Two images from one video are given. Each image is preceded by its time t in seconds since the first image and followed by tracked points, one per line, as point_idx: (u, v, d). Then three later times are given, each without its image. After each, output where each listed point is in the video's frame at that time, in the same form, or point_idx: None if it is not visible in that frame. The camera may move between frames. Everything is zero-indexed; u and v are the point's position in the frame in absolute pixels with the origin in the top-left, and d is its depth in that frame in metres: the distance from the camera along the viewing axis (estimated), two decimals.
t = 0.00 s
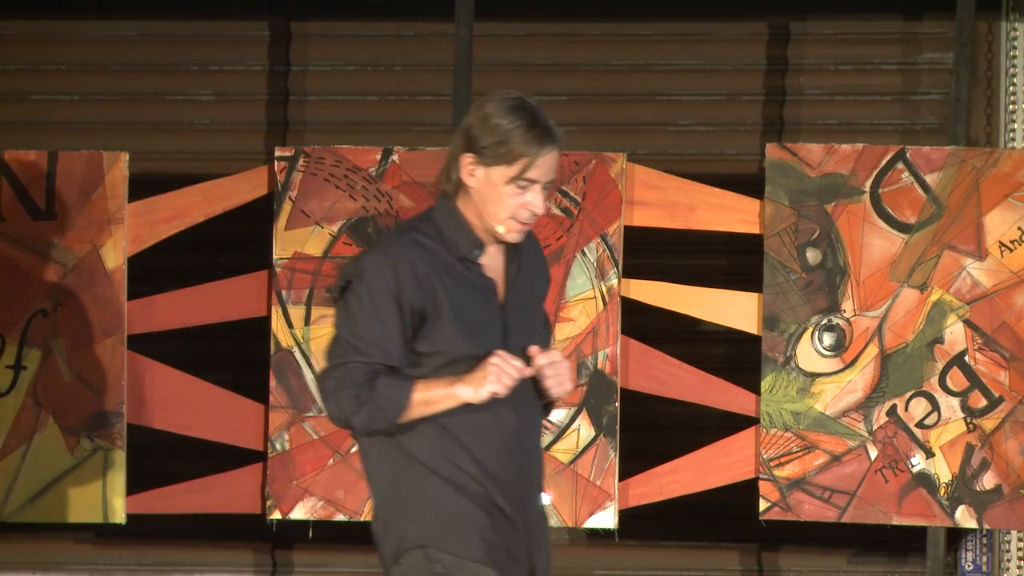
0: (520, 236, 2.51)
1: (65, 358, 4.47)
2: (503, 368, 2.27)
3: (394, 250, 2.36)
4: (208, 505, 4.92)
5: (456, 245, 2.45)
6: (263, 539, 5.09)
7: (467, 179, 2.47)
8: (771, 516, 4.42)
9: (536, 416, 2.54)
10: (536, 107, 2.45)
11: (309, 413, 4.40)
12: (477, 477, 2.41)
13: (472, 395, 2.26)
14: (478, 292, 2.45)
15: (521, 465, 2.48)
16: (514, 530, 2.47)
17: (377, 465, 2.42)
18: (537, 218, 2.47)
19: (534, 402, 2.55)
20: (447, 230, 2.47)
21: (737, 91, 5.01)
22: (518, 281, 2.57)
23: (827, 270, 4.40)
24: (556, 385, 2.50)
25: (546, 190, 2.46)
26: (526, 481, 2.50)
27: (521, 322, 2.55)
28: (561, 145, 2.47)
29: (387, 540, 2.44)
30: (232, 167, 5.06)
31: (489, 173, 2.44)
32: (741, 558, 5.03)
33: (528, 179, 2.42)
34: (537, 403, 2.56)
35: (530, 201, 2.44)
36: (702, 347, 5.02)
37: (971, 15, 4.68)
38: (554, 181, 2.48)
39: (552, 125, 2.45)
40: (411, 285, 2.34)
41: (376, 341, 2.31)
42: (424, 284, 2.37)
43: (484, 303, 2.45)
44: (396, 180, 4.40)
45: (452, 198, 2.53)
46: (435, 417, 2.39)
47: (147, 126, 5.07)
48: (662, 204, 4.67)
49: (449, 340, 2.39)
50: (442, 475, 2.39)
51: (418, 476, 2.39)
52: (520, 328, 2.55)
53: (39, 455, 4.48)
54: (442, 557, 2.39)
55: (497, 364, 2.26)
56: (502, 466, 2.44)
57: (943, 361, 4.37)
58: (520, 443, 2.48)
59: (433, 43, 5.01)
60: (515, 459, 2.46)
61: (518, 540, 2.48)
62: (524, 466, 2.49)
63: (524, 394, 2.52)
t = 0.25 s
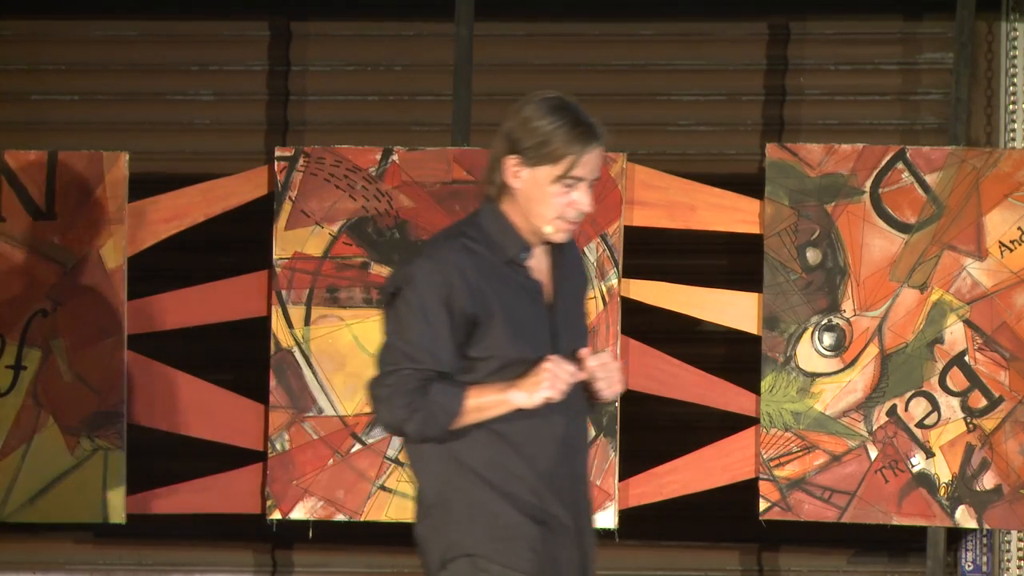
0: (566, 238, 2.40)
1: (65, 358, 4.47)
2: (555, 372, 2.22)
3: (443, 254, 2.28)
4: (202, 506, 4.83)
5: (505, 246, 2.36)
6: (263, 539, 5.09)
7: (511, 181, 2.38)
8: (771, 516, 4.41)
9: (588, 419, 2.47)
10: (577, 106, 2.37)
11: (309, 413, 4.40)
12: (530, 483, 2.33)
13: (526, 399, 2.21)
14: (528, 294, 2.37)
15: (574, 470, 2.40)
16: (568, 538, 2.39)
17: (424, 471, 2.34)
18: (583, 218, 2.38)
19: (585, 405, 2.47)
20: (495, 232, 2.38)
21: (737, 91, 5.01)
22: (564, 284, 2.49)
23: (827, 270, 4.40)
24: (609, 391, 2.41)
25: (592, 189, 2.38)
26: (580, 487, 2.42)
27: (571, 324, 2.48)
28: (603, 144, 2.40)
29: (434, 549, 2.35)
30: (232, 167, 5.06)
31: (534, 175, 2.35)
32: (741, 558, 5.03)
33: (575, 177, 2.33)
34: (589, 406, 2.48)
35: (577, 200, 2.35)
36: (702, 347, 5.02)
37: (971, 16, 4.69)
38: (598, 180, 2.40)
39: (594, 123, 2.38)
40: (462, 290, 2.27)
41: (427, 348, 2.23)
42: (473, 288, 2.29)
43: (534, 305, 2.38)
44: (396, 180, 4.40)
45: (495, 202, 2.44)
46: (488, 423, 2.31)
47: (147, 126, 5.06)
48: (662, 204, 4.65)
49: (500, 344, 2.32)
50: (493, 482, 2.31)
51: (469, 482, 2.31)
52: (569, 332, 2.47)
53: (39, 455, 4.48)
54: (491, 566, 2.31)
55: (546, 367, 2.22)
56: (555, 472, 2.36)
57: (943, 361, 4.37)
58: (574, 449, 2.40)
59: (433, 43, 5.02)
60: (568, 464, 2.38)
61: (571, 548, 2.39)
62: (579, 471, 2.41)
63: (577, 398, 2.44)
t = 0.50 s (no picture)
0: (622, 226, 2.45)
1: (65, 358, 4.47)
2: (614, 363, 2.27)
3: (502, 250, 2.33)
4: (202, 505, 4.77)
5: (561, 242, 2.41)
6: (263, 539, 5.09)
7: (564, 173, 2.43)
8: (771, 516, 4.41)
9: (646, 415, 2.50)
10: (629, 93, 2.42)
11: (309, 413, 4.40)
12: (589, 478, 2.36)
13: (584, 392, 2.27)
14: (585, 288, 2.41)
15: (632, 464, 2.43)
16: (625, 532, 2.42)
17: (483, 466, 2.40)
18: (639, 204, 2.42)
19: (643, 399, 2.50)
20: (551, 227, 2.44)
21: (737, 91, 5.01)
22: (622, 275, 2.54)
23: (827, 270, 4.40)
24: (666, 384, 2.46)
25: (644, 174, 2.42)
26: (637, 483, 2.45)
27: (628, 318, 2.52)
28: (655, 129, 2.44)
29: (489, 543, 2.40)
30: (232, 167, 5.07)
31: (587, 164, 2.40)
32: (741, 558, 5.03)
33: (630, 163, 2.38)
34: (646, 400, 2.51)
35: (632, 186, 2.39)
36: (702, 347, 5.03)
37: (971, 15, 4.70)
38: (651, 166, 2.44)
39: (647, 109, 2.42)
40: (519, 286, 2.32)
41: (485, 345, 2.30)
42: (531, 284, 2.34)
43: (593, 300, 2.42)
44: (396, 180, 4.41)
45: (551, 196, 2.50)
46: (546, 418, 2.36)
47: (147, 126, 5.06)
48: (662, 204, 4.63)
49: (561, 338, 2.37)
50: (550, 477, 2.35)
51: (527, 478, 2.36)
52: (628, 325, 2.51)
53: (39, 454, 4.48)
54: (547, 561, 2.36)
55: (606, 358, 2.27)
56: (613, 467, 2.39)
57: (944, 361, 4.36)
58: (632, 444, 2.43)
59: (433, 43, 5.02)
60: (625, 459, 2.41)
61: (628, 543, 2.43)
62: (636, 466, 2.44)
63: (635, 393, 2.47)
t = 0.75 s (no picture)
0: (650, 205, 2.49)
1: (65, 358, 4.47)
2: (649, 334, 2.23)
3: (533, 245, 2.40)
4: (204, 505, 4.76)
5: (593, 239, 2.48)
6: (263, 539, 5.09)
7: (591, 162, 2.55)
8: (771, 516, 4.41)
9: (686, 410, 2.49)
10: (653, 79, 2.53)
11: (309, 413, 4.40)
12: (625, 472, 2.37)
13: (618, 366, 2.24)
14: (618, 284, 2.47)
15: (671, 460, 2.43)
16: (665, 529, 2.42)
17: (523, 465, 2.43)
18: (665, 181, 2.47)
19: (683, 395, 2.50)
20: (583, 224, 2.51)
21: (737, 91, 5.01)
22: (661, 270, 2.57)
23: (827, 270, 4.40)
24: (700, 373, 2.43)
25: (668, 152, 2.49)
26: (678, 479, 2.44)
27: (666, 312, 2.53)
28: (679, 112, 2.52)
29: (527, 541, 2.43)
30: (232, 167, 5.07)
31: (608, 146, 2.51)
32: (741, 558, 5.03)
33: (650, 138, 2.46)
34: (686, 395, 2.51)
35: (655, 161, 2.46)
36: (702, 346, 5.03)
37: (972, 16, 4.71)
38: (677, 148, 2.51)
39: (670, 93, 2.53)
40: (550, 277, 2.38)
41: (524, 336, 2.34)
42: (562, 277, 2.41)
43: (624, 294, 2.47)
44: (396, 180, 4.41)
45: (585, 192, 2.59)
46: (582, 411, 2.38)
47: (147, 126, 5.06)
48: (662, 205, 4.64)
49: (598, 330, 2.41)
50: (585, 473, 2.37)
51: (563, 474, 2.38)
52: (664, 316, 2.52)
53: (39, 455, 4.47)
54: (581, 560, 2.37)
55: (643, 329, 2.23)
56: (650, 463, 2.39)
57: (944, 361, 4.37)
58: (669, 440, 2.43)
59: (433, 43, 5.02)
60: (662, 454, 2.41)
61: (668, 539, 2.42)
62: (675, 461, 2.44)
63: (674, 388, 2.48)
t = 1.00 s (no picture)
0: (660, 201, 2.45)
1: (65, 358, 4.47)
2: (608, 223, 2.23)
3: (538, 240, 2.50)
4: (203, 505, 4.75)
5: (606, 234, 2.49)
6: (263, 539, 5.09)
7: (607, 157, 2.54)
8: (771, 516, 4.41)
9: (705, 407, 2.42)
10: (670, 76, 2.50)
11: (309, 413, 4.40)
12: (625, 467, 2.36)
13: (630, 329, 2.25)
14: (631, 280, 2.46)
15: (680, 456, 2.38)
16: (672, 525, 2.38)
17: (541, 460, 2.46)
18: (676, 177, 2.43)
19: (703, 392, 2.43)
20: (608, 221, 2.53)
21: (737, 91, 5.01)
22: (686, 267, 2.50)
23: (827, 270, 4.40)
24: (715, 374, 2.30)
25: (680, 148, 2.45)
26: (692, 476, 2.38)
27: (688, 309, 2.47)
28: (694, 109, 2.48)
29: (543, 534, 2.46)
30: (232, 167, 5.07)
31: (620, 141, 2.49)
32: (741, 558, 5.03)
33: (660, 134, 2.43)
34: (709, 392, 2.44)
35: (665, 156, 2.42)
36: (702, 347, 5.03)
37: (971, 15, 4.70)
38: (690, 144, 2.46)
39: (685, 90, 2.49)
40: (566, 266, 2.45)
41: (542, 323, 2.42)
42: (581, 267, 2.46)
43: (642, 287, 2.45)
44: (396, 180, 4.41)
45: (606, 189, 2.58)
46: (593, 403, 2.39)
47: (147, 126, 5.06)
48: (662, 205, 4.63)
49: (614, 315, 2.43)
50: (588, 467, 2.37)
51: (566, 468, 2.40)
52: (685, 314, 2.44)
53: (39, 454, 4.47)
54: (586, 554, 2.36)
55: (599, 223, 2.23)
56: (653, 459, 2.37)
57: (944, 361, 4.36)
58: (678, 436, 2.38)
59: (433, 43, 5.02)
60: (667, 451, 2.38)
61: (677, 537, 2.38)
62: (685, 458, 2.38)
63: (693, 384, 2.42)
